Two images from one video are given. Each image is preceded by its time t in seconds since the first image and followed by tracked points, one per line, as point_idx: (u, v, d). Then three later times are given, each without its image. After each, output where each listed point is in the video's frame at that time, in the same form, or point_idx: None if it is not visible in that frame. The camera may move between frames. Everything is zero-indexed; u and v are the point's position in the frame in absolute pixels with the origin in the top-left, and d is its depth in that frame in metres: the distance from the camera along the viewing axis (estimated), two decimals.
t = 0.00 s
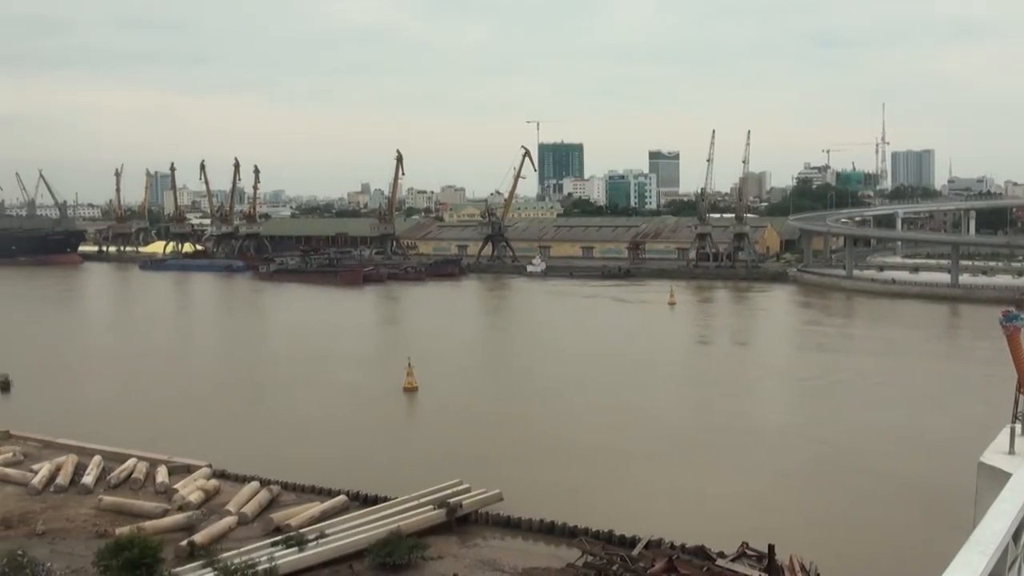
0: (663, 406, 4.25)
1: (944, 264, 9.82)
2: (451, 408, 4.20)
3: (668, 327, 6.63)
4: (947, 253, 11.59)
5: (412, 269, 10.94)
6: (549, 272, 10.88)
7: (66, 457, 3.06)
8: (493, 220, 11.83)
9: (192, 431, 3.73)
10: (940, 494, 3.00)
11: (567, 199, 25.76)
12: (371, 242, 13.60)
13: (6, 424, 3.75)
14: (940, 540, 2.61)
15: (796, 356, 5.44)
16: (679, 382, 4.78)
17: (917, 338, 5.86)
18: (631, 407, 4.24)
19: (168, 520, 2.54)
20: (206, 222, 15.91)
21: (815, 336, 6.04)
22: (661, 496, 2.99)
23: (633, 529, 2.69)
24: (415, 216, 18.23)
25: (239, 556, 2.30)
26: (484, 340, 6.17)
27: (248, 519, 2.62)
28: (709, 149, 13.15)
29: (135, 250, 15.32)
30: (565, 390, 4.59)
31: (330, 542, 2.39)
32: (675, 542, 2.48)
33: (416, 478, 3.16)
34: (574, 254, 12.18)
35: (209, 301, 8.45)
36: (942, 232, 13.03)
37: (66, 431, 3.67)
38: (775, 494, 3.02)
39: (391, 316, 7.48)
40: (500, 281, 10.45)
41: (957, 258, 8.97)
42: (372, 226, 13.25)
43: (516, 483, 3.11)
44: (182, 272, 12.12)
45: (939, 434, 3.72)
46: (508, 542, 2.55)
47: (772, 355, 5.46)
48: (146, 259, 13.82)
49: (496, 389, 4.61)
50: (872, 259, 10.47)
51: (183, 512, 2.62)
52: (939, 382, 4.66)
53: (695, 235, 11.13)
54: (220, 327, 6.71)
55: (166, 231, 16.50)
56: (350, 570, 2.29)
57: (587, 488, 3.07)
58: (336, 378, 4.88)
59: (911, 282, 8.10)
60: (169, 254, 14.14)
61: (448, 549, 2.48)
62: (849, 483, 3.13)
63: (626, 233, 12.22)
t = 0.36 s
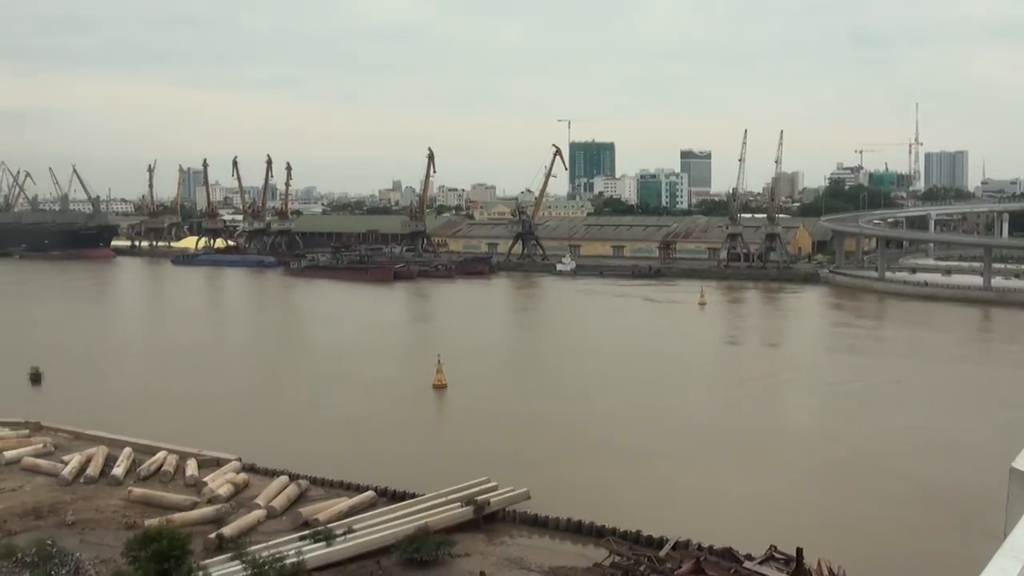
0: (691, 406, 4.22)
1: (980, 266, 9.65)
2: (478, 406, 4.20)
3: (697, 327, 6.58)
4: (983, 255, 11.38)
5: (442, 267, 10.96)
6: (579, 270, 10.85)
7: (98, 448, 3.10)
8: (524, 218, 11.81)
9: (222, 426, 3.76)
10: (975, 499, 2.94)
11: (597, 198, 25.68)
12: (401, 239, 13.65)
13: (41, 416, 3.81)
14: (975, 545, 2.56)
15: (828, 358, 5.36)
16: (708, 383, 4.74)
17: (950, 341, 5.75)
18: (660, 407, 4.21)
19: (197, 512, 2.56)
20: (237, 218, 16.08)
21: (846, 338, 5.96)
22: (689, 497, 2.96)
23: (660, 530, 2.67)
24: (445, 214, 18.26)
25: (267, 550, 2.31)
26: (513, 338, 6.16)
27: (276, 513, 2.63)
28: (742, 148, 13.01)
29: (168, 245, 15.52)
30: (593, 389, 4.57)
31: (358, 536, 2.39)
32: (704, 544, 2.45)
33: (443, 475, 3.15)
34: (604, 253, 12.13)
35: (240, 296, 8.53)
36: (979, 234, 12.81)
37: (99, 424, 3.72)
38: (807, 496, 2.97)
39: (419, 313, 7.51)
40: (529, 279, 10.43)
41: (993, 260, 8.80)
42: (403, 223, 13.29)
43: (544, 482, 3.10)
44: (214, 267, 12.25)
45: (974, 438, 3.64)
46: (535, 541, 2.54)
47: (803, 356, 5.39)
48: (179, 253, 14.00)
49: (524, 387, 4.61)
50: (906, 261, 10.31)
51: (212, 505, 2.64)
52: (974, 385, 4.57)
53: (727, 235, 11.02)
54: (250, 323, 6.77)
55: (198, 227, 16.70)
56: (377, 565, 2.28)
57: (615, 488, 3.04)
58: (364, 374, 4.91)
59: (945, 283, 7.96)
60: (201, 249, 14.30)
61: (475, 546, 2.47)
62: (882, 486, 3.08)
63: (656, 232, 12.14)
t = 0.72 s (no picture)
0: (726, 407, 4.17)
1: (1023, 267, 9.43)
2: (512, 404, 4.19)
3: (733, 328, 6.50)
4: None
5: (478, 265, 10.97)
6: (615, 270, 10.79)
7: (135, 442, 3.14)
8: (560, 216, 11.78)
9: (258, 422, 3.80)
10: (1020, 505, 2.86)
11: (633, 197, 25.53)
12: (437, 238, 13.70)
13: (81, 409, 3.88)
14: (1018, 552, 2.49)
15: (867, 359, 5.27)
16: (743, 383, 4.68)
17: (990, 343, 5.63)
18: (695, 407, 4.17)
19: (232, 507, 2.58)
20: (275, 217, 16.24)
21: (886, 340, 5.85)
22: (725, 499, 2.92)
23: (695, 531, 2.63)
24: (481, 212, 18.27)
25: (302, 545, 2.31)
26: (548, 337, 6.14)
27: (311, 508, 2.64)
28: (781, 147, 12.83)
29: (206, 243, 15.74)
30: (628, 389, 4.54)
31: (392, 532, 2.39)
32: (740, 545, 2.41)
33: (477, 473, 3.15)
34: (640, 253, 12.05)
35: (277, 294, 8.62)
36: None
37: (139, 419, 3.78)
38: (847, 499, 2.92)
39: (454, 311, 7.52)
40: (563, 278, 10.41)
41: None
42: (439, 222, 13.33)
43: (578, 481, 3.08)
44: (252, 264, 12.40)
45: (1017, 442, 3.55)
46: (569, 540, 2.52)
47: (841, 358, 5.30)
48: (217, 251, 14.19)
49: (559, 386, 4.59)
50: (946, 262, 10.11)
51: (248, 500, 2.66)
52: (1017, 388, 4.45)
53: (764, 235, 10.88)
54: (286, 319, 6.83)
55: (236, 224, 16.91)
56: (411, 561, 2.28)
57: (650, 489, 3.02)
58: (398, 371, 4.92)
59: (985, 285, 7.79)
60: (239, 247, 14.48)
61: (509, 544, 2.46)
62: (923, 489, 3.01)
63: (693, 232, 12.04)
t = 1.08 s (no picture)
0: (760, 407, 4.12)
1: None
2: (544, 403, 4.18)
3: (768, 328, 6.42)
4: None
5: (513, 263, 10.97)
6: (651, 269, 10.72)
7: (171, 436, 3.19)
8: (596, 215, 11.74)
9: (293, 417, 3.84)
10: None
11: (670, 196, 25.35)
12: (472, 236, 13.73)
13: (120, 403, 3.95)
14: None
15: (905, 361, 5.18)
16: (778, 383, 4.62)
17: None
18: (731, 407, 4.12)
19: (267, 501, 2.60)
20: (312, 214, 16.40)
21: (924, 342, 5.74)
22: (760, 501, 2.88)
23: (728, 531, 2.60)
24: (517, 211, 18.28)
25: (336, 540, 2.33)
26: (581, 336, 6.12)
27: (346, 503, 2.65)
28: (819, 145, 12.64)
29: (244, 239, 15.94)
30: (663, 388, 4.51)
31: (425, 528, 2.40)
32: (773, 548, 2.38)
33: (509, 472, 3.14)
34: (676, 252, 11.96)
35: (312, 290, 8.69)
36: None
37: (175, 412, 3.84)
38: (885, 502, 2.86)
39: (487, 309, 7.52)
40: (597, 277, 10.37)
41: None
42: (474, 220, 13.37)
43: (610, 480, 3.06)
44: (289, 261, 12.53)
45: None
46: (603, 540, 2.50)
47: (879, 359, 5.21)
48: (254, 248, 14.36)
49: (593, 385, 4.58)
50: (984, 263, 9.87)
51: (283, 494, 2.68)
52: None
53: (801, 235, 10.74)
54: (320, 316, 6.88)
55: (273, 221, 17.10)
56: (445, 558, 2.28)
57: (683, 489, 2.99)
58: (431, 369, 4.94)
59: None
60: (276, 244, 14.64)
61: (545, 542, 2.44)
62: (964, 493, 2.94)
63: (730, 231, 11.92)
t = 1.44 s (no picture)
0: (793, 409, 4.07)
1: None
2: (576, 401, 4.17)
3: (803, 329, 6.34)
4: None
5: (547, 261, 10.96)
6: (686, 268, 10.65)
7: (205, 428, 3.23)
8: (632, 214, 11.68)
9: (325, 411, 3.87)
10: None
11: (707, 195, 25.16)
12: (507, 233, 13.74)
13: (156, 394, 4.02)
14: None
15: (942, 364, 5.07)
16: (813, 386, 4.55)
17: None
18: (764, 409, 4.07)
19: (300, 494, 2.62)
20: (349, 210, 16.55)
21: (964, 345, 5.62)
22: (793, 503, 2.84)
23: (760, 533, 2.57)
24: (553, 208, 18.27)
25: (368, 534, 2.33)
26: (614, 335, 6.09)
27: (378, 498, 2.66)
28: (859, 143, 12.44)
29: (281, 234, 16.11)
30: (696, 389, 4.47)
31: (457, 524, 2.39)
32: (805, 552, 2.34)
33: (540, 470, 3.13)
34: (712, 251, 11.86)
35: (347, 286, 8.76)
36: None
37: (210, 405, 3.89)
38: (922, 506, 2.81)
39: (519, 307, 7.52)
40: (632, 276, 10.33)
41: None
42: (510, 217, 13.38)
43: (643, 480, 3.04)
44: (324, 256, 12.64)
45: None
46: (634, 540, 2.48)
47: (917, 363, 5.11)
48: (291, 242, 14.52)
49: (625, 384, 4.55)
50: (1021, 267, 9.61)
51: (316, 488, 2.70)
52: None
53: (839, 235, 10.60)
54: (353, 311, 6.93)
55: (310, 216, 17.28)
56: (475, 554, 2.27)
57: (716, 490, 2.95)
58: (463, 366, 4.94)
59: None
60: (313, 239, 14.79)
61: (577, 541, 2.43)
62: (1004, 501, 2.87)
63: (767, 231, 11.80)
